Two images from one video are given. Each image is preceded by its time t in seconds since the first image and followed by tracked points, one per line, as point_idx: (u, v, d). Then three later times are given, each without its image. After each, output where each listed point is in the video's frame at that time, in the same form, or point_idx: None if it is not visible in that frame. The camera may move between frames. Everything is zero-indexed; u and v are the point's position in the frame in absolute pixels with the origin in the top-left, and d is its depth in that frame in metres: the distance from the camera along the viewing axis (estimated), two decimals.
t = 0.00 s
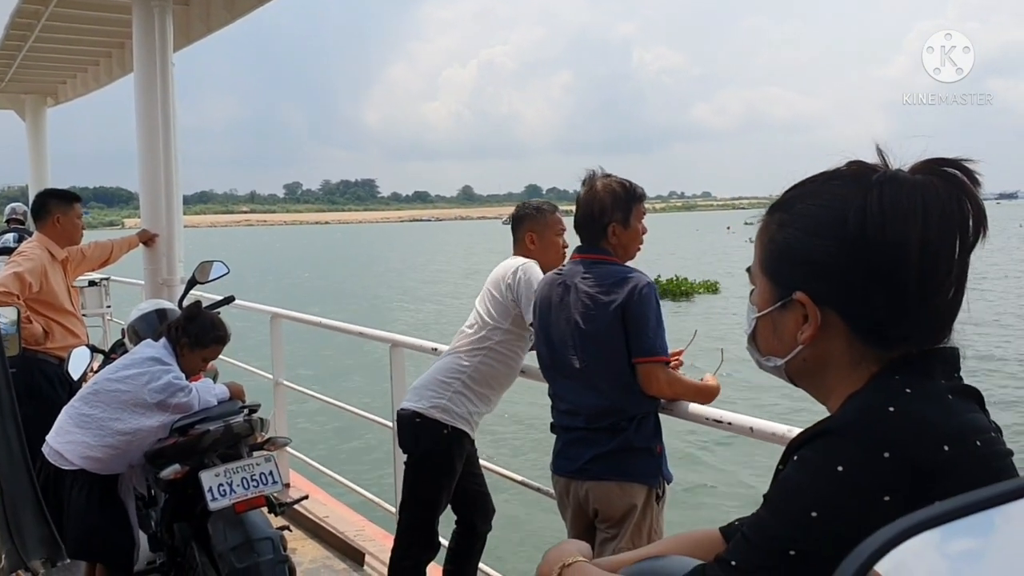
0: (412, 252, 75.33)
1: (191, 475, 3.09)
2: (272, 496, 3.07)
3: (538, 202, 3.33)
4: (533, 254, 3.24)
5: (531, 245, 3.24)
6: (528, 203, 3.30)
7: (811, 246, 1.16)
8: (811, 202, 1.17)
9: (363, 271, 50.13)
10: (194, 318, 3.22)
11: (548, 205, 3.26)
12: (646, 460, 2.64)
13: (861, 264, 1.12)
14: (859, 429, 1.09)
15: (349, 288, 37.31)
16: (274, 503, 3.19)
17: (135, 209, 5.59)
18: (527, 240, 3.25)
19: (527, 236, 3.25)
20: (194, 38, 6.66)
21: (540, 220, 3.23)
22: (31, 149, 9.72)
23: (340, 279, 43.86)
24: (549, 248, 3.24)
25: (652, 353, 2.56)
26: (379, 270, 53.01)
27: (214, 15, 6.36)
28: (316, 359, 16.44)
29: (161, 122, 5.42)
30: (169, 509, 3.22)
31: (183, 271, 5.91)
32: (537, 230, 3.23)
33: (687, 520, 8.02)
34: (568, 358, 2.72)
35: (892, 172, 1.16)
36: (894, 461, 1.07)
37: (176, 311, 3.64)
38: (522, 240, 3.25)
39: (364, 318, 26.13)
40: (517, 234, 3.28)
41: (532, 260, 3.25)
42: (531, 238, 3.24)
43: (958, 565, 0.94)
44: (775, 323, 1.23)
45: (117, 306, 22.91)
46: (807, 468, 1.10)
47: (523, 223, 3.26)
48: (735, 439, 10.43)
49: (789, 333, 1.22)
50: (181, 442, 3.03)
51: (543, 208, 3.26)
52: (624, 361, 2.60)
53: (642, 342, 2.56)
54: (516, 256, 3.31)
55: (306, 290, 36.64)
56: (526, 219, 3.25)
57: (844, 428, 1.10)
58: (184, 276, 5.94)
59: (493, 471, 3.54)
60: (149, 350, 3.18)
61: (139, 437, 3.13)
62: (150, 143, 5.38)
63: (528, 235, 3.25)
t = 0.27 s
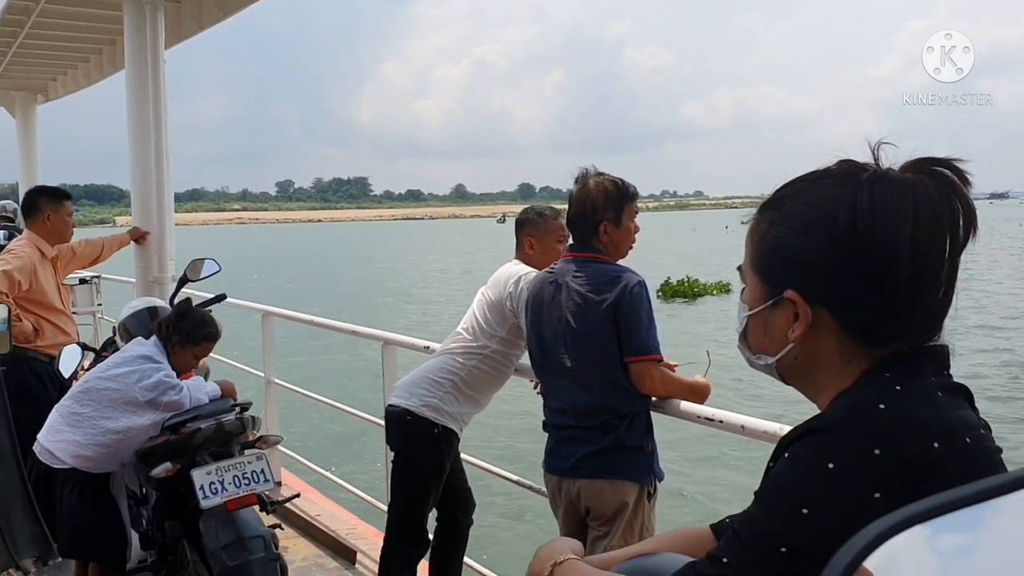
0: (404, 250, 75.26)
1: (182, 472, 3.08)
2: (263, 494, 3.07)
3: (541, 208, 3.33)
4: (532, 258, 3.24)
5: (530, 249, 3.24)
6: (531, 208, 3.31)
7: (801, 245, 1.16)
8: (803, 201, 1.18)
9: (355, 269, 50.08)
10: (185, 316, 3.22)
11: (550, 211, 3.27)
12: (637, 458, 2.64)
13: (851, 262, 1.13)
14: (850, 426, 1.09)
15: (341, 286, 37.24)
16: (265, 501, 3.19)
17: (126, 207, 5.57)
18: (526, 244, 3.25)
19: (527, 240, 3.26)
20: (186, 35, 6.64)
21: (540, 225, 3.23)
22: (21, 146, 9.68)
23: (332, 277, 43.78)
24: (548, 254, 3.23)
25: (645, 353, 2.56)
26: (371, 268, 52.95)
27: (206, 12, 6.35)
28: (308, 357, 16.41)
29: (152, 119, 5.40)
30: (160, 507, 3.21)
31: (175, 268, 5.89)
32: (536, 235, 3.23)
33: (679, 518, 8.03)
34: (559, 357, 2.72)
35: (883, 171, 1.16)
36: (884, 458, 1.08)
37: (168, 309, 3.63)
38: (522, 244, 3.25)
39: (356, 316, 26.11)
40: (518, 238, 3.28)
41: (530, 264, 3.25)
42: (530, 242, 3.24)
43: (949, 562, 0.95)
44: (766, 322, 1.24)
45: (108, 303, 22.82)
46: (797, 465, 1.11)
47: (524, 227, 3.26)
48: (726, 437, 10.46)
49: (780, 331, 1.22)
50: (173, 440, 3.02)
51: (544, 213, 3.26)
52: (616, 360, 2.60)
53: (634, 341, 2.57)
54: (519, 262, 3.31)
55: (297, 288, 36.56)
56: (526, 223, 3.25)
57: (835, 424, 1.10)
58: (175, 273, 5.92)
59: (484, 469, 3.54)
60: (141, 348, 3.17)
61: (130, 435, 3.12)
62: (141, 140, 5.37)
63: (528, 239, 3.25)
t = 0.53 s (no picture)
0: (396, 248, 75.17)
1: (172, 469, 3.08)
2: (253, 490, 3.06)
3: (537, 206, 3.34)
4: (521, 256, 3.25)
5: (519, 248, 3.26)
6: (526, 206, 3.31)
7: (788, 239, 1.17)
8: (789, 195, 1.18)
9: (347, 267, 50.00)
10: (174, 312, 3.21)
11: (544, 210, 3.27)
12: (627, 453, 2.65)
13: (839, 255, 1.13)
14: (837, 418, 1.10)
15: (332, 283, 37.18)
16: (255, 498, 3.18)
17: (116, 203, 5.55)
18: (516, 243, 3.27)
19: (517, 239, 3.27)
20: (175, 31, 6.62)
21: (532, 223, 3.23)
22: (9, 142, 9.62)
23: (323, 275, 43.72)
24: (538, 252, 3.24)
25: (635, 348, 2.56)
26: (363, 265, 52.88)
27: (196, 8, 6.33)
28: (299, 354, 16.38)
29: (141, 114, 5.38)
30: (149, 504, 3.21)
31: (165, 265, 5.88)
32: (526, 234, 3.24)
33: (669, 514, 8.05)
34: (550, 352, 2.72)
35: (869, 165, 1.17)
36: (871, 450, 1.08)
37: (157, 305, 3.62)
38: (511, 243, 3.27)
39: (348, 313, 26.07)
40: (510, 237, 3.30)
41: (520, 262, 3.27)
42: (519, 240, 3.26)
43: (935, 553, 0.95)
44: (754, 316, 1.24)
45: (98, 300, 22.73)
46: (785, 457, 1.11)
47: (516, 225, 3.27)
48: (717, 434, 10.48)
49: (768, 324, 1.22)
50: (162, 436, 3.01)
51: (537, 211, 3.26)
52: (605, 356, 2.60)
53: (624, 337, 2.57)
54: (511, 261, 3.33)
55: (288, 285, 36.47)
56: (519, 222, 3.26)
57: (823, 416, 1.11)
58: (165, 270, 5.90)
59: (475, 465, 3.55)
60: (130, 344, 3.16)
61: (120, 432, 3.11)
62: (130, 136, 5.35)
63: (518, 238, 3.26)
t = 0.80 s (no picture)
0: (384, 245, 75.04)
1: (159, 466, 3.07)
2: (240, 487, 3.05)
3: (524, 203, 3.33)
4: (510, 254, 3.25)
5: (508, 246, 3.26)
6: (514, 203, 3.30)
7: (770, 233, 1.17)
8: (772, 191, 1.18)
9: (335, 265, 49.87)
10: (161, 310, 3.20)
11: (531, 207, 3.27)
12: (614, 449, 2.66)
13: (821, 251, 1.14)
14: (819, 410, 1.11)
15: (321, 281, 37.08)
16: (242, 495, 3.17)
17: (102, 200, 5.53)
18: (505, 240, 3.26)
19: (505, 237, 3.27)
20: (161, 27, 6.59)
21: (520, 221, 3.23)
22: None
23: (311, 272, 43.60)
24: (526, 250, 3.24)
25: (623, 345, 2.57)
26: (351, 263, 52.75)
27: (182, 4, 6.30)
28: (286, 351, 16.33)
29: (128, 111, 5.36)
30: (136, 502, 3.20)
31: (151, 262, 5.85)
32: (514, 231, 3.24)
33: (658, 511, 8.07)
34: (537, 349, 2.72)
35: (851, 160, 1.17)
36: (852, 442, 1.09)
37: (144, 303, 3.60)
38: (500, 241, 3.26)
39: (336, 311, 26.01)
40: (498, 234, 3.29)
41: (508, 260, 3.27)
42: (508, 238, 3.26)
43: (915, 544, 0.96)
44: (737, 311, 1.25)
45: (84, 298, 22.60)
46: (767, 449, 1.12)
47: (504, 223, 3.27)
48: (704, 431, 10.52)
49: (751, 319, 1.23)
50: (148, 433, 3.00)
51: (524, 209, 3.26)
52: (593, 353, 2.61)
53: (611, 334, 2.58)
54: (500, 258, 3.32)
55: (276, 283, 36.36)
56: (506, 219, 3.26)
57: (805, 409, 1.11)
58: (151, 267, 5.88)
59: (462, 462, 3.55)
60: (115, 342, 3.15)
61: (107, 430, 3.11)
62: (116, 132, 5.32)
63: (506, 235, 3.26)
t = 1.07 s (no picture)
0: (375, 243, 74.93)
1: (148, 462, 3.05)
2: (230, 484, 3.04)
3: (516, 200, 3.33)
4: (505, 253, 3.25)
5: (502, 244, 3.25)
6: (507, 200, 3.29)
7: (763, 226, 1.17)
8: (764, 183, 1.18)
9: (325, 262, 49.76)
10: (150, 306, 3.18)
11: (524, 204, 3.26)
12: (605, 444, 2.66)
13: (813, 243, 1.14)
14: (811, 402, 1.11)
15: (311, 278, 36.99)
16: (232, 492, 3.16)
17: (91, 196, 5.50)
18: (499, 239, 3.26)
19: (499, 235, 3.26)
20: (151, 22, 6.56)
21: (513, 219, 3.23)
22: None
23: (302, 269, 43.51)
24: (521, 247, 3.23)
25: (614, 340, 2.57)
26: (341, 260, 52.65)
27: None
28: (277, 348, 16.29)
29: (117, 106, 5.34)
30: (125, 498, 3.18)
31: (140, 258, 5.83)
32: (509, 230, 3.24)
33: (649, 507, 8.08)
34: (529, 344, 2.72)
35: (843, 153, 1.17)
36: (844, 434, 1.09)
37: (133, 298, 3.58)
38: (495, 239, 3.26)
39: (326, 308, 25.96)
40: (491, 232, 3.28)
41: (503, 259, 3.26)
42: (503, 236, 3.25)
43: (905, 535, 0.96)
44: (729, 304, 1.24)
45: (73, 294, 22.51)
46: (758, 441, 1.12)
47: (497, 220, 3.26)
48: (695, 427, 10.54)
49: (742, 312, 1.23)
50: (137, 429, 2.99)
51: (518, 207, 3.26)
52: (584, 348, 2.61)
53: (603, 329, 2.58)
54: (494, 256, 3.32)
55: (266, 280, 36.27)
56: (500, 217, 3.25)
57: (796, 401, 1.11)
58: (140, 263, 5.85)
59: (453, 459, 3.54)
60: (104, 337, 3.14)
61: (95, 426, 3.09)
62: (105, 128, 5.30)
63: (501, 234, 3.25)
